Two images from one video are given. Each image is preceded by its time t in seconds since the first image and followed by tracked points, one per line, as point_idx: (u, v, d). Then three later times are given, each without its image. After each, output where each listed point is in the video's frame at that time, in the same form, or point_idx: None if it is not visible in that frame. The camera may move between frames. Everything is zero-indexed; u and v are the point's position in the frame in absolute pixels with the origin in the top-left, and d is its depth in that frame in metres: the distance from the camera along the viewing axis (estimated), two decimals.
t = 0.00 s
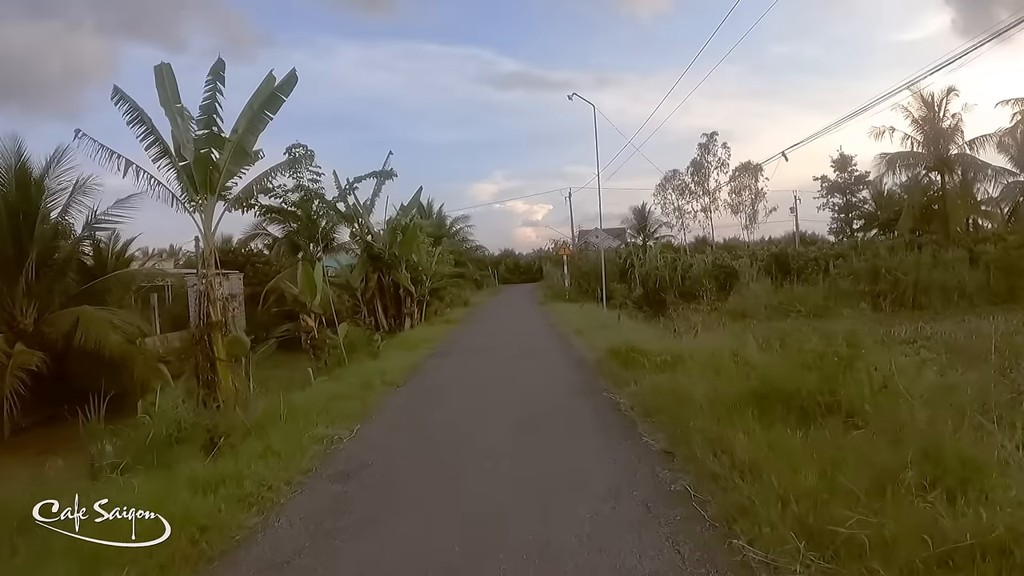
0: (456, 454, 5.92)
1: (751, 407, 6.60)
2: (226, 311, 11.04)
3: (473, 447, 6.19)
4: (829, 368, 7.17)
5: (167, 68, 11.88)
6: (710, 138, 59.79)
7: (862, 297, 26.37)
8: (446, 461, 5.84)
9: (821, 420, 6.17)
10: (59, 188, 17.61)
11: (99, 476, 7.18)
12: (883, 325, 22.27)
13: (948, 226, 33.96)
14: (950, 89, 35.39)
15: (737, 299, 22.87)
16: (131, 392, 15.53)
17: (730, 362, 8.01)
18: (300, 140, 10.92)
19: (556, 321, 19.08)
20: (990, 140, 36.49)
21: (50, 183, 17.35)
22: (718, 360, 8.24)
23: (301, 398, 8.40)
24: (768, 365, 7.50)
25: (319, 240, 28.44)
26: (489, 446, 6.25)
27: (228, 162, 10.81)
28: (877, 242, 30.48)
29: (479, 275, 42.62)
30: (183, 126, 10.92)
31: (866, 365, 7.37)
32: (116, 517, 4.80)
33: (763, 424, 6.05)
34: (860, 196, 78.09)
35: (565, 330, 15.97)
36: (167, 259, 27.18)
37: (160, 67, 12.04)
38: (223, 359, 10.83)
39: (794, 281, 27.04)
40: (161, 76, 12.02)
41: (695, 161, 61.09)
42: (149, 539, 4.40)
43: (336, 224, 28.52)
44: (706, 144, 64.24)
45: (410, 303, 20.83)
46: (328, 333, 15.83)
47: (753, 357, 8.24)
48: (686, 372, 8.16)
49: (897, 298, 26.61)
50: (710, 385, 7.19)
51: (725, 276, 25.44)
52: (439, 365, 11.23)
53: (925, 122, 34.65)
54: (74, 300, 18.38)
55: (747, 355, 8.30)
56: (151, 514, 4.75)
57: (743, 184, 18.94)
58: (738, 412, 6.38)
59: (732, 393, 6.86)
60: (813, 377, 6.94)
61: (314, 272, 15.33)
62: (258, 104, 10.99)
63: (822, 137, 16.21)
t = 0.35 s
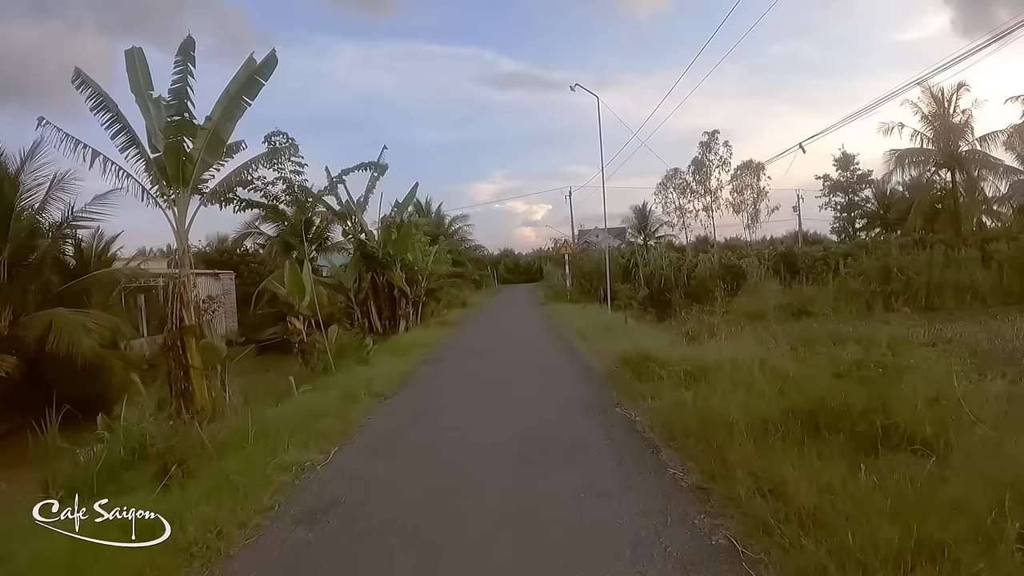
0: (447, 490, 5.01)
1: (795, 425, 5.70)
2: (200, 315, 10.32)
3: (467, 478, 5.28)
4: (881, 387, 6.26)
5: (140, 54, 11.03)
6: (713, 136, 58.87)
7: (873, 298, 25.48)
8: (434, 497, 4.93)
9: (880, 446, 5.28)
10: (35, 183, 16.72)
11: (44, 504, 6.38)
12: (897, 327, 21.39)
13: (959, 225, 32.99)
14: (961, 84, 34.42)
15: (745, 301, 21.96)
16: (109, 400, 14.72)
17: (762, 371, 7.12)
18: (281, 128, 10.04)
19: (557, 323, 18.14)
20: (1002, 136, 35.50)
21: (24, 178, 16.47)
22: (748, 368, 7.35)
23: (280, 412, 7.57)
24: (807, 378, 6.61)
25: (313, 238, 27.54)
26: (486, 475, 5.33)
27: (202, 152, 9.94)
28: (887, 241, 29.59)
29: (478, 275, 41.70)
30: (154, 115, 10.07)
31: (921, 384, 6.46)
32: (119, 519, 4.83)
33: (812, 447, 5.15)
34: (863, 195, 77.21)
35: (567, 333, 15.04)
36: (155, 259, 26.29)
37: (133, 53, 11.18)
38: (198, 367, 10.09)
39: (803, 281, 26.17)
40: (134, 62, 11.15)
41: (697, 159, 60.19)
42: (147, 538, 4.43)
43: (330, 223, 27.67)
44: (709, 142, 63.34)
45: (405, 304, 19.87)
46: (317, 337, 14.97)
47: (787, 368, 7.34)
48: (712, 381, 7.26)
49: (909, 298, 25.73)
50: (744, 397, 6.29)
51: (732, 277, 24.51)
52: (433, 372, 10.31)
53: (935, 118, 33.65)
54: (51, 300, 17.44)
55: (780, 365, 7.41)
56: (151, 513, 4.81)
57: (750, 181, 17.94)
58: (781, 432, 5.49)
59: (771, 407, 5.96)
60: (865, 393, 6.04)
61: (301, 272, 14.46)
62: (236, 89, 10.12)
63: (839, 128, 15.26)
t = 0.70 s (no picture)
0: (440, 537, 4.15)
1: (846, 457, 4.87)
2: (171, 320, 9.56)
3: (460, 518, 4.41)
4: (943, 407, 5.44)
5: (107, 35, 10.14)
6: (714, 135, 58.01)
7: (885, 299, 24.62)
8: (425, 544, 4.09)
9: (960, 489, 4.46)
10: (9, 177, 15.80)
11: None
12: (912, 329, 20.50)
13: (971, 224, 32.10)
14: (971, 78, 33.51)
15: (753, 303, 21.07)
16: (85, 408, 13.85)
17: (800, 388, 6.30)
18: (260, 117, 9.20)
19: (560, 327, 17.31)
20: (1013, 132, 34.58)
21: None
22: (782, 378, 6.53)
23: (249, 433, 6.77)
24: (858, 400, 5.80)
25: (307, 238, 26.63)
26: (484, 514, 4.50)
27: (172, 141, 9.21)
28: (897, 239, 28.72)
29: (476, 275, 40.81)
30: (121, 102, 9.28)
31: (988, 398, 5.64)
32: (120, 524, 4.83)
33: (880, 492, 4.29)
34: (865, 194, 76.38)
35: (572, 337, 14.24)
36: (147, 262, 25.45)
37: (101, 34, 10.29)
38: (168, 376, 9.36)
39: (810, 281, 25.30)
40: (102, 44, 10.26)
41: (698, 158, 59.32)
42: (148, 538, 4.43)
43: (325, 222, 26.84)
44: (710, 141, 62.46)
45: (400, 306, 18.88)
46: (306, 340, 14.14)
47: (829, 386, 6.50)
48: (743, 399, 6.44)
49: (922, 299, 24.34)
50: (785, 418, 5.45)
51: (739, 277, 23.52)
52: (427, 380, 9.46)
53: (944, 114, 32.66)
54: (28, 302, 16.51)
55: (821, 382, 6.56)
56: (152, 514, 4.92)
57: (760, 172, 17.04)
58: (838, 468, 4.64)
59: (819, 433, 5.14)
60: (928, 416, 5.22)
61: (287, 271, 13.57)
62: (210, 72, 9.29)
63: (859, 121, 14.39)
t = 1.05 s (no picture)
0: None
1: (918, 502, 4.13)
2: (140, 326, 8.97)
3: (455, 569, 3.70)
4: (1006, 431, 4.78)
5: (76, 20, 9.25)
6: (716, 134, 57.28)
7: (896, 299, 23.89)
8: None
9: None
10: None
11: None
12: (925, 331, 19.81)
13: (980, 223, 31.38)
14: (980, 75, 32.78)
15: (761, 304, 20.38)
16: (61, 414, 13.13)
17: (843, 404, 5.57)
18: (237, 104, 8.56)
19: (562, 329, 16.62)
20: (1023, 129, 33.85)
21: None
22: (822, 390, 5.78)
23: (216, 453, 6.06)
24: (918, 427, 5.05)
25: (301, 237, 25.88)
26: (483, 562, 3.78)
27: (142, 131, 8.65)
28: (906, 237, 28.02)
29: (475, 275, 40.15)
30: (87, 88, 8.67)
31: None
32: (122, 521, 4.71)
33: (964, 552, 3.58)
34: (868, 193, 75.64)
35: (575, 341, 13.52)
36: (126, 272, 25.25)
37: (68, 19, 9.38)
38: (137, 386, 8.79)
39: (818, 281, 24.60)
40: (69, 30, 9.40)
41: (700, 157, 58.57)
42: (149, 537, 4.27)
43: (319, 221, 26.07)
44: (711, 139, 61.75)
45: (394, 307, 17.98)
46: (295, 343, 13.42)
47: (872, 402, 5.78)
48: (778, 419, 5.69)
49: (933, 300, 23.70)
50: (836, 444, 4.70)
51: (744, 278, 22.93)
52: (422, 390, 8.71)
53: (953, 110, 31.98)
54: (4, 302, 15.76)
55: (863, 399, 5.83)
56: (152, 514, 4.62)
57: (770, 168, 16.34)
58: (907, 516, 3.92)
59: (875, 467, 4.41)
60: (1001, 444, 4.51)
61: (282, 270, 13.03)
62: (183, 57, 8.67)
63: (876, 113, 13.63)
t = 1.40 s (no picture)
0: None
1: None
2: (103, 333, 8.18)
3: None
4: None
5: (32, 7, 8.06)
6: (717, 132, 56.53)
7: (909, 300, 23.01)
8: None
9: None
10: None
11: None
12: (942, 333, 18.95)
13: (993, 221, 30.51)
14: (992, 68, 31.91)
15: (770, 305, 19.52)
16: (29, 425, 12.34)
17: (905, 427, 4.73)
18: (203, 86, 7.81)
19: (561, 330, 15.79)
20: None
21: None
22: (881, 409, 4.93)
23: (166, 483, 5.26)
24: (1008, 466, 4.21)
25: (293, 236, 25.01)
26: None
27: (101, 115, 7.95)
28: (918, 235, 27.13)
29: (474, 275, 39.26)
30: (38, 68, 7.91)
31: None
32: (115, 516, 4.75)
33: None
34: (871, 191, 74.78)
35: (577, 343, 12.69)
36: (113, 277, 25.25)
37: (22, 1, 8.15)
38: (99, 399, 7.99)
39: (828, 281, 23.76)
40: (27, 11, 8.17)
41: (701, 155, 57.65)
42: (149, 537, 4.39)
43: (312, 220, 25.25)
44: (713, 137, 60.89)
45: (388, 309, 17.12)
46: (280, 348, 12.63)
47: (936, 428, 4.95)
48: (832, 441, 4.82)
49: (947, 301, 22.60)
50: (919, 493, 3.85)
51: (749, 278, 22.26)
52: (412, 401, 7.84)
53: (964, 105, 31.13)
54: None
55: (923, 423, 5.00)
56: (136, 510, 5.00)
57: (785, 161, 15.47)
58: None
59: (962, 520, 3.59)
60: None
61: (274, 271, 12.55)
62: (144, 33, 7.88)
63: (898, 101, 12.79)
